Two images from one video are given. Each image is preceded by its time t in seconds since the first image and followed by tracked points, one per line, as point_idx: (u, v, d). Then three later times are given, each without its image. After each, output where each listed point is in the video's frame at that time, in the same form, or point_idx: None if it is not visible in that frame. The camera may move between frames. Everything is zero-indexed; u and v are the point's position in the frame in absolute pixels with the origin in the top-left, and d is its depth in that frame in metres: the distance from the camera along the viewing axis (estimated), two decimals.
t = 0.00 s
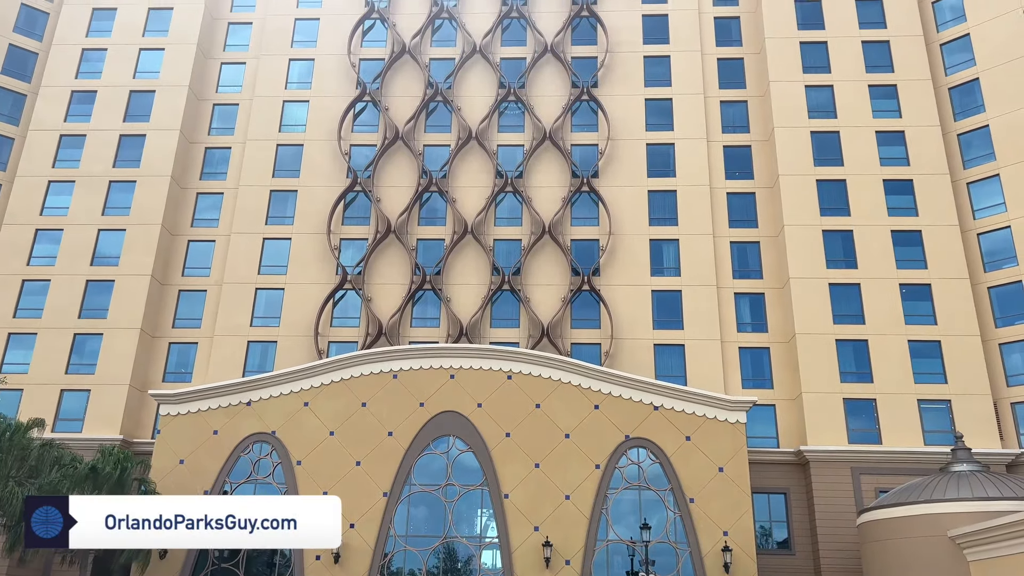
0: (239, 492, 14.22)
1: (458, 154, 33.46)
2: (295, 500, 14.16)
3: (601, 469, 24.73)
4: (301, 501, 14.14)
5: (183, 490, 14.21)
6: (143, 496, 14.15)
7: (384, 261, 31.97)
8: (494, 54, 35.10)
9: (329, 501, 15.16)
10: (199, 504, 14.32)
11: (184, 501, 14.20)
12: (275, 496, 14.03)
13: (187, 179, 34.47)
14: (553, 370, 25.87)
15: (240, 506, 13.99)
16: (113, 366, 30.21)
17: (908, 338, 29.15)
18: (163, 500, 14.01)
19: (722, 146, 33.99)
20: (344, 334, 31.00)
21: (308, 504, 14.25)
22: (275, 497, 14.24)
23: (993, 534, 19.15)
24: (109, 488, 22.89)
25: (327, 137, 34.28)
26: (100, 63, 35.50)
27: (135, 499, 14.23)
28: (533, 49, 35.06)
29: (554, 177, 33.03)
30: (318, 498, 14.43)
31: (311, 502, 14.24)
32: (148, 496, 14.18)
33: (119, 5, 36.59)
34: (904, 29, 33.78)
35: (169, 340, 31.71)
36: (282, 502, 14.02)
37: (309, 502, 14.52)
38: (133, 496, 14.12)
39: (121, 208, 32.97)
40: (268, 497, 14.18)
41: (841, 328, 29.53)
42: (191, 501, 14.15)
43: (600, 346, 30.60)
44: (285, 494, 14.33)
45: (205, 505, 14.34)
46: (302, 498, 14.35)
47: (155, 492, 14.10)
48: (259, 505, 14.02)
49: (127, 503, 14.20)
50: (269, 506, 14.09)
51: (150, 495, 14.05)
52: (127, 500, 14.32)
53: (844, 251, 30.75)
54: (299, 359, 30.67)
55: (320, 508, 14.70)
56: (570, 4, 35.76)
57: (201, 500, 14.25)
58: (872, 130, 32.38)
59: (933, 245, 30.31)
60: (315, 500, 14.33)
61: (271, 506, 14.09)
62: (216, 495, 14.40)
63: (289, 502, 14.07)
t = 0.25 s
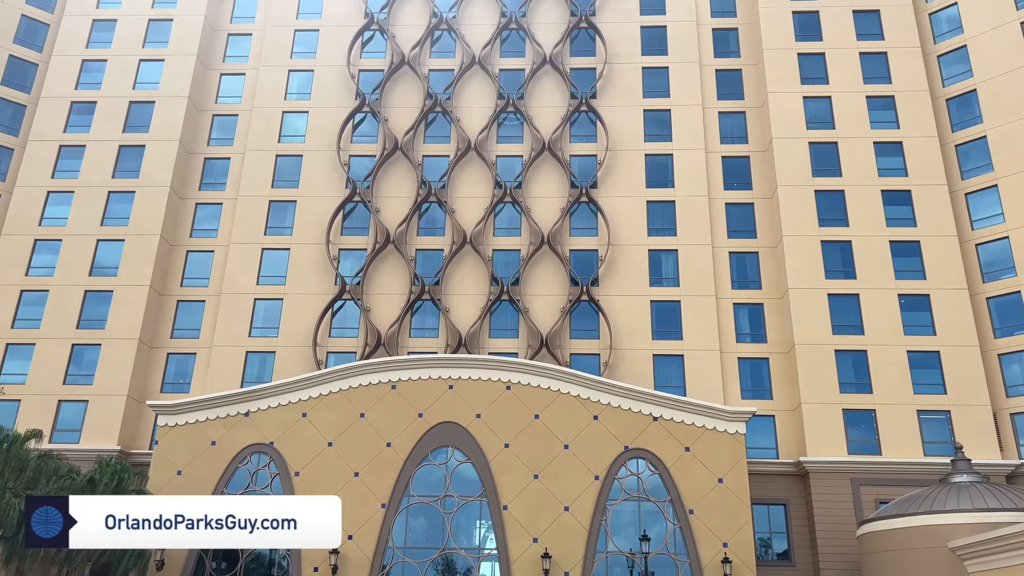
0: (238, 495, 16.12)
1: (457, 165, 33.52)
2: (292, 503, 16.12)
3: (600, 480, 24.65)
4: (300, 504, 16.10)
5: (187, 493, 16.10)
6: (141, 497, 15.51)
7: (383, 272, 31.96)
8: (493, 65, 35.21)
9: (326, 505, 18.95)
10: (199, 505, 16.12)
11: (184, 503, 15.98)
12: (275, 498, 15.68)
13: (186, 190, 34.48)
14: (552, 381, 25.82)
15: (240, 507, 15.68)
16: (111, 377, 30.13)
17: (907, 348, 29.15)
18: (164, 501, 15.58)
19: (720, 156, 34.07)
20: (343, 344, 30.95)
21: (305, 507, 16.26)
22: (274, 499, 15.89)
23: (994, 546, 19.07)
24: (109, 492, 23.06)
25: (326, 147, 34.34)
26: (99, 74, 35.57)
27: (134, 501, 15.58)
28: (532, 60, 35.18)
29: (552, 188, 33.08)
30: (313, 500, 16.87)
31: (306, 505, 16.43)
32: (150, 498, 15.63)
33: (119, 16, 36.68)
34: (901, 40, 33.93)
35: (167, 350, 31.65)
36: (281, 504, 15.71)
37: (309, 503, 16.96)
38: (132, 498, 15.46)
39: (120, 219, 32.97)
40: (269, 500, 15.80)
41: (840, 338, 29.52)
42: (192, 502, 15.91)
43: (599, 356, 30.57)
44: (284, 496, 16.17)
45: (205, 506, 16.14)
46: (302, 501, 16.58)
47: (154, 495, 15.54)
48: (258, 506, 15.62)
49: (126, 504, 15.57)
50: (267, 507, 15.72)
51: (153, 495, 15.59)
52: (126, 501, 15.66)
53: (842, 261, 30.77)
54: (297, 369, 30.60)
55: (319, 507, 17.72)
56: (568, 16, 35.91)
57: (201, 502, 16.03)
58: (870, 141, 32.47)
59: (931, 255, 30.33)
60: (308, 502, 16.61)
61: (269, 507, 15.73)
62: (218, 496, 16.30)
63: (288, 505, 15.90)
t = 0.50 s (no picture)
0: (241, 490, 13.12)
1: (456, 175, 33.59)
2: (294, 500, 13.11)
3: (600, 490, 24.60)
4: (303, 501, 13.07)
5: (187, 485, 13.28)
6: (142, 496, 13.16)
7: (382, 282, 31.98)
8: (492, 76, 35.34)
9: (327, 502, 13.98)
10: (199, 503, 13.08)
11: (183, 498, 13.03)
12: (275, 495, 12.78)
13: (186, 200, 34.51)
14: (551, 391, 25.80)
15: (242, 504, 12.85)
16: (110, 387, 30.09)
17: (906, 358, 29.15)
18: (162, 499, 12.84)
19: (719, 167, 34.16)
20: (341, 354, 30.94)
21: (308, 504, 13.22)
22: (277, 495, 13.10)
23: (996, 557, 18.99)
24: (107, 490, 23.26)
25: (326, 158, 34.40)
26: (100, 85, 35.66)
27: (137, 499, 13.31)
28: (531, 71, 35.31)
29: (551, 198, 33.15)
30: (320, 497, 13.45)
31: (309, 503, 13.26)
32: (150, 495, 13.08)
33: (119, 27, 36.80)
34: (899, 51, 34.09)
35: (166, 361, 31.63)
36: (282, 501, 12.81)
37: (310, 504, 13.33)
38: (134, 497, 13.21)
39: (119, 229, 32.98)
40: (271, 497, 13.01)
41: (839, 348, 29.53)
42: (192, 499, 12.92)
43: (598, 366, 30.58)
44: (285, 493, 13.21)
45: (205, 504, 13.08)
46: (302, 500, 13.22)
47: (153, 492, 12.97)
48: (260, 504, 12.85)
49: (129, 502, 13.30)
50: (270, 504, 12.90)
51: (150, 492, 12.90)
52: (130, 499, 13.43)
53: (841, 271, 30.82)
54: (295, 379, 30.56)
55: (322, 507, 13.60)
56: (567, 27, 36.07)
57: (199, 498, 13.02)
58: (868, 151, 32.58)
59: (930, 265, 30.38)
60: (315, 499, 13.35)
61: (273, 504, 12.90)
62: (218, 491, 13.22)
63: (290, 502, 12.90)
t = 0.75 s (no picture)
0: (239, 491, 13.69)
1: (455, 185, 33.65)
2: (295, 499, 13.68)
3: (599, 500, 24.53)
4: (302, 501, 13.65)
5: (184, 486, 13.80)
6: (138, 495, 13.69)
7: (381, 291, 31.98)
8: (491, 86, 35.45)
9: (329, 502, 14.73)
10: (199, 503, 13.70)
11: (185, 499, 13.67)
12: (274, 496, 13.45)
13: (185, 209, 34.53)
14: (551, 401, 25.77)
15: (242, 504, 13.45)
16: (108, 397, 30.03)
17: (905, 368, 29.14)
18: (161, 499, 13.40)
19: (718, 176, 34.23)
20: (340, 364, 30.92)
21: (309, 504, 13.79)
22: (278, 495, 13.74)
23: (998, 567, 18.91)
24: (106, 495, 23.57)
25: (326, 167, 34.45)
26: (99, 95, 35.73)
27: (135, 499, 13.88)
28: (530, 81, 35.41)
29: (550, 207, 33.19)
30: (321, 498, 13.97)
31: (312, 502, 13.81)
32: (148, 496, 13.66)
33: (120, 37, 36.91)
34: (897, 62, 34.20)
35: (165, 370, 31.59)
36: (281, 501, 13.43)
37: (314, 503, 14.04)
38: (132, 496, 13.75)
39: (119, 238, 32.99)
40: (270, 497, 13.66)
41: (839, 358, 29.51)
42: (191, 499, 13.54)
43: (597, 376, 30.56)
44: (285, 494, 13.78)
45: (205, 504, 13.70)
46: (305, 499, 13.84)
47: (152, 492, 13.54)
48: (260, 504, 13.50)
49: (128, 502, 13.85)
50: (269, 505, 13.54)
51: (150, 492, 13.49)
52: (128, 499, 13.98)
53: (840, 280, 30.84)
54: (294, 389, 30.52)
55: (324, 507, 14.23)
56: (566, 38, 36.22)
57: (199, 499, 13.62)
58: (866, 161, 32.66)
59: (929, 275, 30.40)
60: (316, 500, 13.87)
61: (272, 504, 13.54)
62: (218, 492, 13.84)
63: (289, 501, 13.52)
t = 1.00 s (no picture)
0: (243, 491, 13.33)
1: (454, 194, 33.71)
2: (296, 498, 13.18)
3: (598, 510, 24.46)
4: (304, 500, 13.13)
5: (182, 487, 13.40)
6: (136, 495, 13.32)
7: (380, 300, 31.96)
8: (490, 95, 35.56)
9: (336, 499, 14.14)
10: (200, 502, 13.34)
11: (184, 498, 13.33)
12: (274, 495, 13.03)
13: (184, 218, 34.55)
14: (550, 410, 25.73)
15: (243, 503, 13.14)
16: (106, 407, 29.96)
17: (904, 377, 29.12)
18: (161, 499, 13.01)
19: (716, 186, 34.29)
20: (339, 373, 30.88)
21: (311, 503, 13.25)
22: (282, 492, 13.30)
23: None
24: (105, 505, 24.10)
25: (325, 177, 34.49)
26: (99, 105, 35.79)
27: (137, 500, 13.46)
28: (529, 91, 35.53)
29: (549, 216, 33.23)
30: (323, 497, 13.39)
31: (314, 501, 13.23)
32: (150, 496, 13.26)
33: (120, 47, 37.01)
34: (894, 72, 34.33)
35: (163, 380, 31.54)
36: (281, 501, 13.03)
37: (317, 501, 13.53)
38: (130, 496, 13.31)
39: (118, 248, 32.99)
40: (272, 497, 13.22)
41: (838, 367, 29.50)
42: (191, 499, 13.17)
43: (596, 385, 30.53)
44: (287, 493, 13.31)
45: (206, 503, 13.34)
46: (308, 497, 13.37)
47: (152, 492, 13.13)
48: (260, 504, 13.13)
49: (130, 502, 13.43)
50: (269, 504, 13.16)
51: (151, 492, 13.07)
52: (129, 499, 13.56)
53: (839, 290, 30.85)
54: (293, 398, 30.46)
55: (329, 505, 13.61)
56: (564, 48, 36.35)
57: (200, 498, 13.24)
58: (864, 171, 32.72)
59: (927, 285, 30.43)
60: (317, 499, 13.30)
61: (272, 504, 13.14)
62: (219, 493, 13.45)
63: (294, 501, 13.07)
